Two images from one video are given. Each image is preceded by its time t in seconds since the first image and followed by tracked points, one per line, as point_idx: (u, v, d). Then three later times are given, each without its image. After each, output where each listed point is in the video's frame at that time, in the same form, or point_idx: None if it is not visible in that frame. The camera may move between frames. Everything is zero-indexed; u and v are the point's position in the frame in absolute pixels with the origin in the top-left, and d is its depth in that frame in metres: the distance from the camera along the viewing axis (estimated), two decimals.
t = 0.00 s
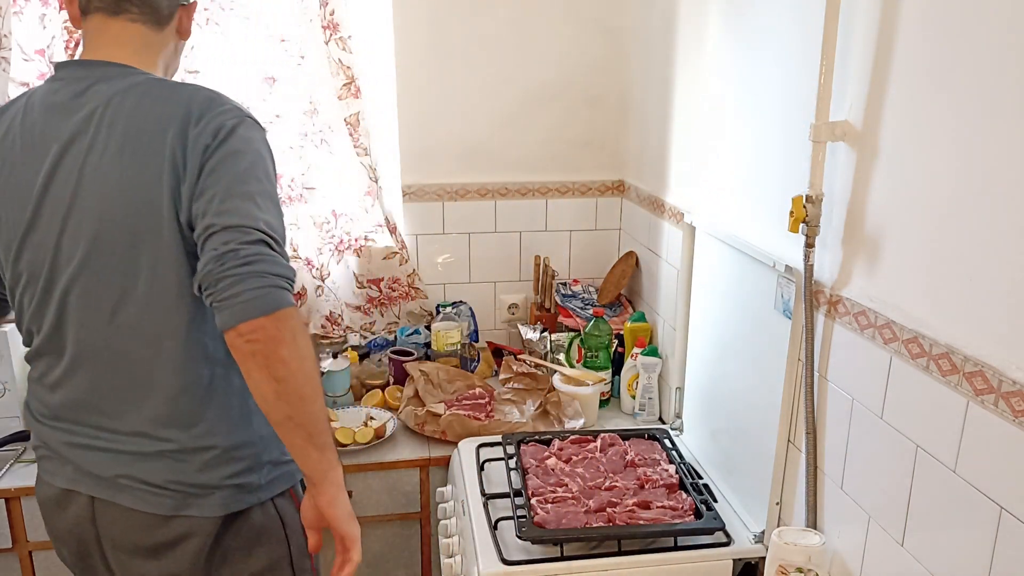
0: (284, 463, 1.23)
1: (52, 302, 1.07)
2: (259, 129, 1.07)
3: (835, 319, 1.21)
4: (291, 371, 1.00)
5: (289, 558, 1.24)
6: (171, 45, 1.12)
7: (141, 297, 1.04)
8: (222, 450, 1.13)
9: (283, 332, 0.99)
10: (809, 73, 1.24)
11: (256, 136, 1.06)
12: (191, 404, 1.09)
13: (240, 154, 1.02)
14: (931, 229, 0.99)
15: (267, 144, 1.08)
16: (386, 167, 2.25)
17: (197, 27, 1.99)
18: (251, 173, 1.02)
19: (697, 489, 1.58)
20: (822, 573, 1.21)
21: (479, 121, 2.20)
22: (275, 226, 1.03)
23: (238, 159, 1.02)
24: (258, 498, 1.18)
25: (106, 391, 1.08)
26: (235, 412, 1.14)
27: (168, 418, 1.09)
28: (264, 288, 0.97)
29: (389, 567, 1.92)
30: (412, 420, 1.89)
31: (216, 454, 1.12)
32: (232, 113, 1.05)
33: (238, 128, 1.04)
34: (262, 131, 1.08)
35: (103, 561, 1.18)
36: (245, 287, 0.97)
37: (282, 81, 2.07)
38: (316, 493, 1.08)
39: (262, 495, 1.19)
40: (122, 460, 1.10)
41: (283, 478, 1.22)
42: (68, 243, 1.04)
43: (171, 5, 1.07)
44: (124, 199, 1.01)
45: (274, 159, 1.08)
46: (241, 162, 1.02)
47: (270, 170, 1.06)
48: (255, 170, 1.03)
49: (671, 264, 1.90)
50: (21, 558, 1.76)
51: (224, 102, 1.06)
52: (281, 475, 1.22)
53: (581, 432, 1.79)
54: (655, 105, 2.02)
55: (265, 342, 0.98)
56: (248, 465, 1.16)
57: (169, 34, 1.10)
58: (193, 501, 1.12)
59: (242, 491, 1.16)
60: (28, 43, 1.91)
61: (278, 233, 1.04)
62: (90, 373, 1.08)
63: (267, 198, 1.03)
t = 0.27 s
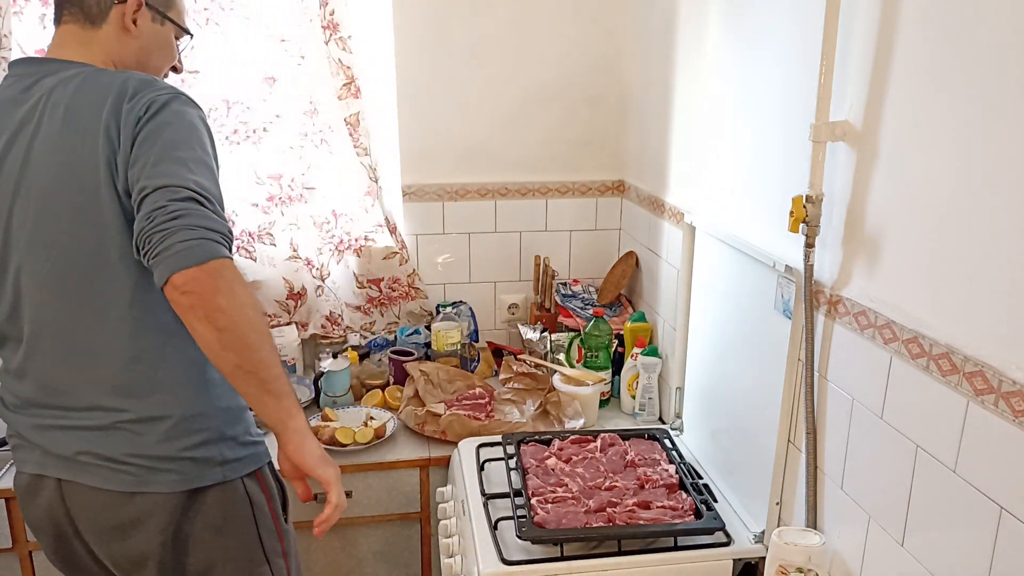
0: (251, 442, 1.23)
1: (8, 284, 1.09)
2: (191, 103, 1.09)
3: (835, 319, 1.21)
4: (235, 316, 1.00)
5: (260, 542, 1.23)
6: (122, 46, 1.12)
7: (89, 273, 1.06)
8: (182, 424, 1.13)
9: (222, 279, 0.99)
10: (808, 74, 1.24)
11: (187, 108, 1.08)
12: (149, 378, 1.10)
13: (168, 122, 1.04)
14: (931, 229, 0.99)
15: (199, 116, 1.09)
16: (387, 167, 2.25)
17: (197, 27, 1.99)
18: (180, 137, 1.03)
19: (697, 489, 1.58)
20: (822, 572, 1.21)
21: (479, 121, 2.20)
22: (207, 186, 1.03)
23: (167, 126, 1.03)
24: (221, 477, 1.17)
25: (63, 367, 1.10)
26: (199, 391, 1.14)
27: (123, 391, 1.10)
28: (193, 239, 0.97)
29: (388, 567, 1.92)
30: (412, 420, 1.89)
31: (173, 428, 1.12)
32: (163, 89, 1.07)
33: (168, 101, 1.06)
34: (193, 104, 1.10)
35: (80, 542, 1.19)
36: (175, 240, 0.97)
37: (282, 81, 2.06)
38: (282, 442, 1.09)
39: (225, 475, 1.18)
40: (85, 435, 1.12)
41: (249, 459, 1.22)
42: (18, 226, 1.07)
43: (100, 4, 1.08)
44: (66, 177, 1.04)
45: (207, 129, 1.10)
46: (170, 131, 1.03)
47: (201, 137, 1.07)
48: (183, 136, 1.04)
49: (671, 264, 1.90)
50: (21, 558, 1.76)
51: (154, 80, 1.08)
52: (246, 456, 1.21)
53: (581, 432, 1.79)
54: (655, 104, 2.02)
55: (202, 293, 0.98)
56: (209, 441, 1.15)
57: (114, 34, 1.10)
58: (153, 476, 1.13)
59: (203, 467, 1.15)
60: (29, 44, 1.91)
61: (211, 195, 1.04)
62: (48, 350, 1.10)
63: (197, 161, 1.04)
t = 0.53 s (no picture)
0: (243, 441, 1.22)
1: None
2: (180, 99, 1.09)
3: (835, 319, 1.21)
4: (224, 306, 1.00)
5: (245, 541, 1.23)
6: (103, 44, 1.11)
7: (79, 268, 1.06)
8: (171, 419, 1.13)
9: (210, 269, 0.99)
10: (808, 74, 1.24)
11: (177, 104, 1.08)
12: (138, 372, 1.10)
13: (157, 117, 1.04)
14: (930, 229, 0.99)
15: (189, 112, 1.09)
16: (387, 168, 2.25)
17: (197, 27, 1.99)
18: (169, 132, 1.03)
19: (697, 489, 1.58)
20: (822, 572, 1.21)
21: (479, 120, 2.20)
22: (196, 181, 1.03)
23: (156, 121, 1.03)
24: (209, 474, 1.17)
25: (53, 360, 1.10)
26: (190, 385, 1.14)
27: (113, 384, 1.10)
28: (181, 232, 0.97)
29: (388, 567, 1.92)
30: (412, 420, 1.89)
31: (162, 423, 1.12)
32: (153, 84, 1.08)
33: (158, 96, 1.06)
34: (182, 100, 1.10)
35: (69, 536, 1.19)
36: (163, 233, 0.97)
37: (282, 81, 2.06)
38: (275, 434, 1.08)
39: (213, 472, 1.17)
40: (75, 428, 1.12)
41: (238, 457, 1.21)
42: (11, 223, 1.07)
43: (81, 3, 1.08)
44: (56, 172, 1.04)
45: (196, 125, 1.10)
46: (160, 126, 1.03)
47: (190, 132, 1.07)
48: (172, 131, 1.04)
49: (671, 264, 1.90)
50: (21, 558, 1.77)
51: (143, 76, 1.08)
52: (235, 453, 1.21)
53: (581, 432, 1.79)
54: (656, 104, 2.02)
55: (190, 284, 0.98)
56: (198, 437, 1.15)
57: (95, 32, 1.10)
58: (141, 471, 1.13)
59: (191, 464, 1.15)
60: (29, 44, 1.91)
61: (201, 188, 1.04)
62: (38, 344, 1.09)
63: (186, 156, 1.04)
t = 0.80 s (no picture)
0: (248, 447, 1.21)
1: (7, 284, 1.10)
2: (188, 106, 1.08)
3: (835, 319, 1.21)
4: (237, 322, 0.99)
5: (248, 544, 1.22)
6: (111, 43, 1.11)
7: (85, 275, 1.06)
8: (175, 426, 1.12)
9: (221, 285, 0.98)
10: (808, 73, 1.24)
11: (186, 113, 1.06)
12: (143, 379, 1.10)
13: (166, 127, 1.03)
14: (931, 229, 0.99)
15: (198, 120, 1.08)
16: (386, 168, 2.24)
17: (197, 27, 1.99)
18: (178, 143, 1.02)
19: (697, 489, 1.58)
20: (821, 572, 1.21)
21: (479, 120, 2.20)
22: (205, 194, 1.02)
23: (165, 131, 1.02)
24: (212, 482, 1.16)
25: (60, 366, 1.10)
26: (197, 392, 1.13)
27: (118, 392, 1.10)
28: (190, 250, 0.97)
29: (388, 567, 1.92)
30: (412, 420, 1.89)
31: (166, 430, 1.12)
32: (162, 92, 1.06)
33: (167, 105, 1.05)
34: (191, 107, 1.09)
35: (70, 537, 1.20)
36: (171, 251, 0.97)
37: (282, 81, 2.06)
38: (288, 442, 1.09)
39: (216, 479, 1.16)
40: (80, 433, 1.12)
41: (241, 464, 1.20)
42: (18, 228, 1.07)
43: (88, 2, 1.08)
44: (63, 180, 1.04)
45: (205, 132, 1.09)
46: (167, 134, 1.02)
47: (198, 141, 1.05)
48: (180, 141, 1.03)
49: (671, 264, 1.90)
50: (21, 558, 1.77)
51: (152, 83, 1.07)
52: (238, 461, 1.19)
53: (581, 432, 1.79)
54: (656, 104, 2.02)
55: (201, 302, 0.97)
56: (201, 445, 1.14)
57: (102, 31, 1.09)
58: (145, 477, 1.12)
59: (194, 471, 1.14)
60: (28, 43, 1.91)
61: (208, 200, 1.03)
62: (45, 349, 1.10)
63: (194, 167, 1.03)
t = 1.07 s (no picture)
0: (261, 459, 1.21)
1: (26, 288, 1.10)
2: (212, 116, 1.06)
3: (835, 319, 1.21)
4: (254, 345, 1.00)
5: (254, 554, 1.21)
6: (135, 41, 1.09)
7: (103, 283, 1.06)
8: (188, 437, 1.12)
9: (240, 309, 0.99)
10: (809, 73, 1.24)
11: (211, 125, 1.05)
12: (157, 389, 1.10)
13: (190, 141, 1.01)
14: (931, 229, 0.99)
15: (222, 133, 1.06)
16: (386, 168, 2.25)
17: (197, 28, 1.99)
18: (201, 159, 1.01)
19: (697, 489, 1.58)
20: (821, 572, 1.21)
21: (479, 120, 2.20)
22: (226, 213, 1.01)
23: (189, 145, 1.01)
24: (224, 493, 1.16)
25: (76, 373, 1.10)
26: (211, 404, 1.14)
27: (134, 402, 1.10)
28: (209, 273, 0.97)
29: (388, 567, 1.92)
30: (412, 420, 1.89)
31: (180, 441, 1.12)
32: (187, 102, 1.04)
33: (192, 117, 1.03)
34: (215, 118, 1.06)
35: (74, 540, 1.20)
36: (190, 273, 0.96)
37: (282, 81, 2.06)
38: (303, 460, 1.10)
39: (228, 490, 1.16)
40: (93, 440, 1.12)
41: (253, 475, 1.20)
42: (37, 231, 1.06)
43: None
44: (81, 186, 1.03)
45: (229, 143, 1.07)
46: (189, 147, 1.01)
47: (221, 154, 1.04)
48: (203, 155, 1.01)
49: (671, 264, 1.90)
50: (21, 558, 1.77)
51: (175, 91, 1.05)
52: (250, 472, 1.19)
53: (581, 432, 1.79)
54: (655, 104, 2.02)
55: (219, 325, 0.98)
56: (214, 456, 1.14)
57: (127, 28, 1.08)
58: (157, 487, 1.12)
59: (206, 481, 1.14)
60: (28, 44, 1.91)
61: (228, 216, 1.02)
62: (62, 355, 1.10)
63: (217, 182, 1.01)
